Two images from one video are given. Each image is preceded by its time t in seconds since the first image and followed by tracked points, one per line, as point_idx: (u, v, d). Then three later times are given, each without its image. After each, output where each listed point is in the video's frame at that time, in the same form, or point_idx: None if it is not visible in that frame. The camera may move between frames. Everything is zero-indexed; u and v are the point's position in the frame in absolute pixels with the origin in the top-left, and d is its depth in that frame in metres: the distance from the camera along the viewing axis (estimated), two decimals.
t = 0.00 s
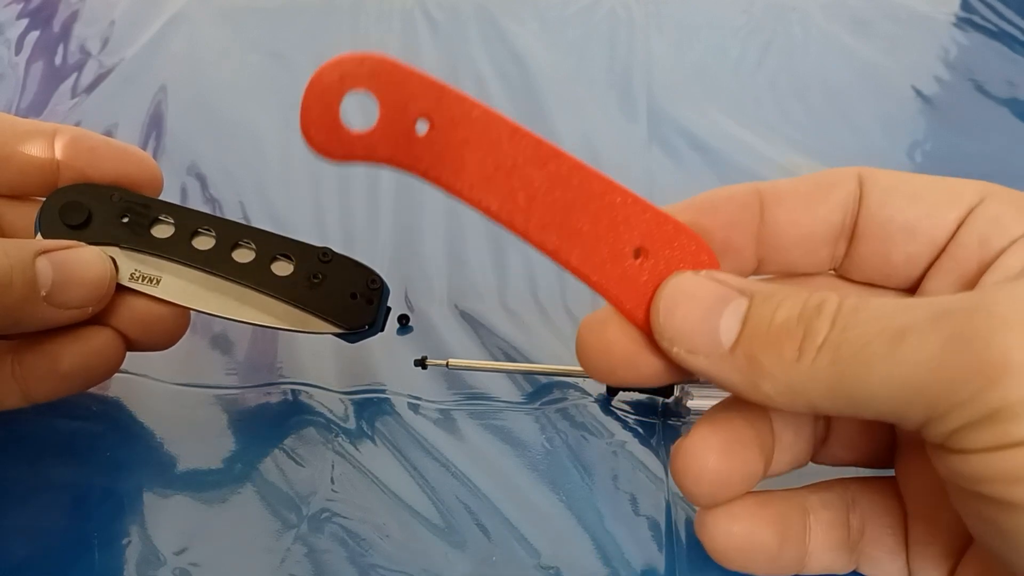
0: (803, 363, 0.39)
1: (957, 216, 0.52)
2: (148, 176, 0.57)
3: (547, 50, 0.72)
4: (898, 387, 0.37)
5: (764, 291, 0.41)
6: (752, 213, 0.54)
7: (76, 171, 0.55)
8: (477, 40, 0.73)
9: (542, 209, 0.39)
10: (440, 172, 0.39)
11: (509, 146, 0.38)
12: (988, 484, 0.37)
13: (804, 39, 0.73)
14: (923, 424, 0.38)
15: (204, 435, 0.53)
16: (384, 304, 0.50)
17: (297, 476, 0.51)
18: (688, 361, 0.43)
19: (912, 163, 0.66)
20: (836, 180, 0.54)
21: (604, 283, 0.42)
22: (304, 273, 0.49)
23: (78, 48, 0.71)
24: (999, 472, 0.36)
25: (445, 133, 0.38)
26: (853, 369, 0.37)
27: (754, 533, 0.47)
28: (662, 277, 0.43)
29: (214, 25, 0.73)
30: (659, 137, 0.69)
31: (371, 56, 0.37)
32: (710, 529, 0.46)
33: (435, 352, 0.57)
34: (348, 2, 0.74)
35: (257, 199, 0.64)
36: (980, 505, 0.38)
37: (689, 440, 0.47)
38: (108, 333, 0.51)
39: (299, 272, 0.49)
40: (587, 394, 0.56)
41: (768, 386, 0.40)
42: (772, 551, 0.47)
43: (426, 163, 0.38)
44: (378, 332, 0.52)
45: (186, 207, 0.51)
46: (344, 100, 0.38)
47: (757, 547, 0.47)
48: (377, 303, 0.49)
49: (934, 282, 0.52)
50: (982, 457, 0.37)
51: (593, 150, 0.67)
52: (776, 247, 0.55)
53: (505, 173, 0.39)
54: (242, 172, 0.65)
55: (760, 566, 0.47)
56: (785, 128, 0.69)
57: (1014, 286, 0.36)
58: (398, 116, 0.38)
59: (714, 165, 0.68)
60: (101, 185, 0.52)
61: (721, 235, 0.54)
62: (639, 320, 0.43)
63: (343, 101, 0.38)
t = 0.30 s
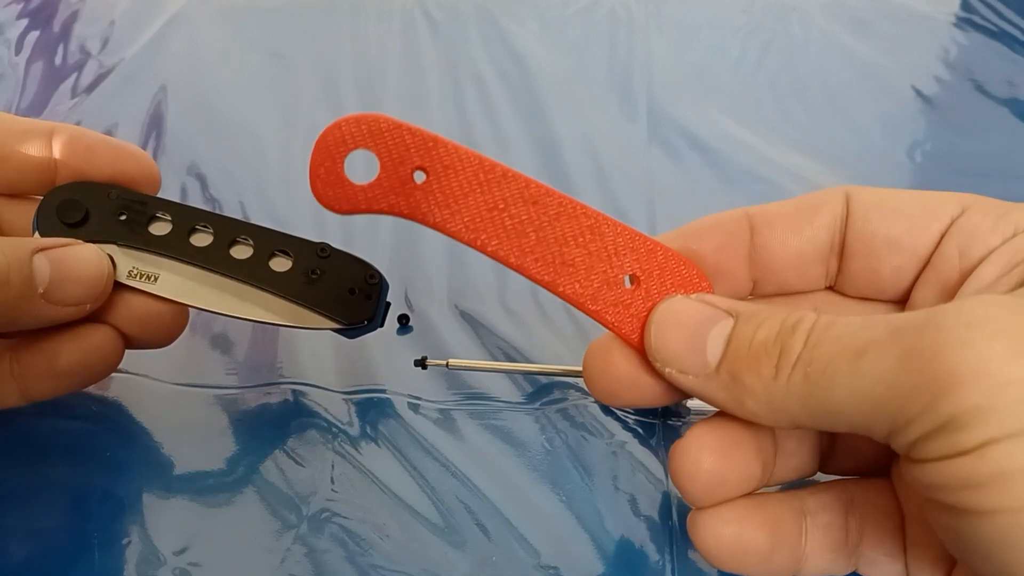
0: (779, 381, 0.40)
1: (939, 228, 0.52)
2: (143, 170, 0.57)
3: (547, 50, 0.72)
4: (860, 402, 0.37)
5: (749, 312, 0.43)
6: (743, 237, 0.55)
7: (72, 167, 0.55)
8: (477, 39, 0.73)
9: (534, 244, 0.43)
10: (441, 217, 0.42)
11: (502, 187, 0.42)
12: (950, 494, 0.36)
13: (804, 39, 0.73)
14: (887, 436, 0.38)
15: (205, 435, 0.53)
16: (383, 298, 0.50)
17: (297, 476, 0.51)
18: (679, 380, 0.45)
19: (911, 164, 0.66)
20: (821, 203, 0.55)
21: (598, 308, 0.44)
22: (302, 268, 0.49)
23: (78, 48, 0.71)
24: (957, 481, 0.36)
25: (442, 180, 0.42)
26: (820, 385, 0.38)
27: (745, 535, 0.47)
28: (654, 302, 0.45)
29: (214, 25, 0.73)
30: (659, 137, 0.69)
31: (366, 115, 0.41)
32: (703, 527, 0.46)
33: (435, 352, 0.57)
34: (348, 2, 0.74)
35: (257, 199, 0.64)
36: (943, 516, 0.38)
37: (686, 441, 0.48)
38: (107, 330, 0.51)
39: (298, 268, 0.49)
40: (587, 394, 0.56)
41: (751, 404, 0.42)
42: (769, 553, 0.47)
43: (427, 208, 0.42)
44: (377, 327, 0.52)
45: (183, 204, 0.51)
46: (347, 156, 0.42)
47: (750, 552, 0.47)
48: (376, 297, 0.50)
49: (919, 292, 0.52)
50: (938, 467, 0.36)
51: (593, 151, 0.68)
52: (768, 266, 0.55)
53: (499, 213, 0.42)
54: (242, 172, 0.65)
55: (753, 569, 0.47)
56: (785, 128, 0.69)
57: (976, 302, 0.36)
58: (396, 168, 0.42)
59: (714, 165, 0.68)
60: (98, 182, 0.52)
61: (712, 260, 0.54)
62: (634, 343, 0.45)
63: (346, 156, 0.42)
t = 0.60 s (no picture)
0: (776, 386, 0.40)
1: (938, 230, 0.51)
2: (142, 170, 0.57)
3: (547, 49, 0.72)
4: (856, 406, 0.37)
5: (747, 315, 0.43)
6: (741, 240, 0.55)
7: (70, 167, 0.55)
8: (477, 38, 0.72)
9: (530, 247, 0.43)
10: (437, 221, 0.42)
11: (498, 190, 0.42)
12: (948, 497, 0.36)
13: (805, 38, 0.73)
14: (885, 440, 0.38)
15: (203, 436, 0.52)
16: (382, 296, 0.50)
17: (295, 477, 0.51)
18: (677, 384, 0.44)
19: (912, 164, 0.66)
20: (819, 205, 0.54)
21: (596, 313, 0.44)
22: (301, 266, 0.49)
23: (75, 47, 0.70)
24: (955, 485, 0.35)
25: (438, 184, 0.42)
26: (818, 389, 0.38)
27: (743, 537, 0.46)
28: (653, 306, 0.45)
29: (212, 24, 0.72)
30: (660, 136, 0.68)
31: (362, 119, 0.41)
32: (702, 529, 0.46)
33: (435, 352, 0.57)
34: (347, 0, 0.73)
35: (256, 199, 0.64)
36: (942, 520, 0.38)
37: (683, 444, 0.47)
38: (105, 330, 0.51)
39: (296, 265, 0.49)
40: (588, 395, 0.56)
41: (749, 407, 0.42)
42: (770, 555, 0.47)
43: (423, 212, 0.42)
44: (377, 325, 0.51)
45: (180, 202, 0.50)
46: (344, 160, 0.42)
47: (748, 554, 0.47)
48: (375, 295, 0.49)
49: (918, 295, 0.51)
50: (937, 471, 0.36)
51: (593, 150, 0.67)
52: (768, 268, 0.55)
53: (495, 217, 0.42)
54: (241, 171, 0.65)
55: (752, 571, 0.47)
56: (786, 128, 0.69)
57: (971, 303, 0.36)
58: (393, 172, 0.41)
59: (715, 165, 0.67)
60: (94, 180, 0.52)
61: (711, 262, 0.54)
62: (634, 348, 0.45)
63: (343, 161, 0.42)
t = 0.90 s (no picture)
0: (783, 376, 0.40)
1: (947, 225, 0.51)
2: (141, 171, 0.57)
3: (547, 49, 0.72)
4: (868, 398, 0.37)
5: (751, 305, 0.43)
6: (745, 231, 0.54)
7: (69, 167, 0.55)
8: (477, 37, 0.72)
9: (531, 234, 0.42)
10: (436, 205, 0.42)
11: (498, 174, 0.41)
12: (958, 493, 0.36)
13: (806, 38, 0.73)
14: (896, 433, 0.38)
15: (202, 437, 0.52)
16: (382, 296, 0.50)
17: (296, 477, 0.51)
18: (679, 374, 0.44)
19: (912, 164, 0.66)
20: (823, 197, 0.54)
21: (597, 301, 0.44)
22: (301, 265, 0.49)
23: (75, 47, 0.70)
24: (965, 479, 0.35)
25: (438, 167, 0.41)
26: (828, 382, 0.38)
27: (744, 539, 0.46)
28: (653, 294, 0.45)
29: (211, 23, 0.72)
30: (660, 136, 0.68)
31: (362, 98, 0.40)
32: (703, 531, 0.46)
33: (435, 353, 0.57)
34: None
35: (256, 198, 0.64)
36: (951, 514, 0.37)
37: (683, 446, 0.47)
38: (103, 331, 0.51)
39: (296, 264, 0.49)
40: (587, 395, 0.56)
41: (753, 399, 0.42)
42: (770, 556, 0.47)
43: (422, 195, 0.41)
44: (377, 325, 0.51)
45: (179, 202, 0.50)
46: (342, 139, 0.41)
47: (750, 556, 0.46)
48: (375, 295, 0.49)
49: (923, 294, 0.51)
50: (948, 465, 0.36)
51: (594, 149, 0.67)
52: (771, 259, 0.55)
53: (495, 201, 0.42)
54: (241, 170, 0.65)
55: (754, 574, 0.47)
56: (787, 127, 0.69)
57: (987, 296, 0.36)
58: (392, 153, 0.41)
59: (715, 164, 0.67)
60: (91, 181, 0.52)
61: (712, 253, 0.54)
62: (634, 336, 0.46)
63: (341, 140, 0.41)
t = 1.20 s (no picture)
0: (778, 379, 0.40)
1: (940, 229, 0.51)
2: (141, 171, 0.57)
3: (548, 49, 0.72)
4: (859, 399, 0.37)
5: (748, 311, 0.43)
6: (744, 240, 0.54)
7: (70, 167, 0.55)
8: (477, 37, 0.72)
9: (532, 242, 0.43)
10: (440, 214, 0.42)
11: (500, 186, 0.42)
12: (949, 493, 0.36)
13: (807, 38, 0.73)
14: (887, 435, 0.38)
15: (203, 437, 0.52)
16: (383, 294, 0.50)
17: (296, 477, 0.51)
18: (678, 379, 0.44)
19: (913, 164, 0.66)
20: (823, 203, 0.54)
21: (596, 308, 0.44)
22: (301, 264, 0.49)
23: (75, 47, 0.70)
24: (956, 479, 0.35)
25: (441, 178, 0.42)
26: (820, 384, 0.38)
27: (743, 537, 0.46)
28: (654, 302, 0.45)
29: (211, 23, 0.72)
30: (660, 136, 0.68)
31: (368, 114, 0.42)
32: (702, 528, 0.46)
33: (435, 353, 0.57)
34: None
35: (256, 198, 0.64)
36: (942, 515, 0.37)
37: (683, 445, 0.47)
38: (103, 331, 0.51)
39: (296, 264, 0.49)
40: (587, 395, 0.56)
41: (750, 403, 0.42)
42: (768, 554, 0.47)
43: (427, 205, 0.42)
44: (378, 324, 0.51)
45: (179, 202, 0.50)
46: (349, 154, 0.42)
47: (750, 554, 0.46)
48: (375, 294, 0.49)
49: (922, 293, 0.51)
50: (938, 466, 0.36)
51: (594, 149, 0.67)
52: (769, 269, 0.55)
53: (497, 210, 0.42)
54: (240, 170, 0.65)
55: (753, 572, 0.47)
56: (787, 127, 0.69)
57: (972, 300, 0.36)
58: (397, 165, 0.42)
59: (716, 164, 0.67)
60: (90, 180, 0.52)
61: (711, 262, 0.54)
62: (634, 343, 0.45)
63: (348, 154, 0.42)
